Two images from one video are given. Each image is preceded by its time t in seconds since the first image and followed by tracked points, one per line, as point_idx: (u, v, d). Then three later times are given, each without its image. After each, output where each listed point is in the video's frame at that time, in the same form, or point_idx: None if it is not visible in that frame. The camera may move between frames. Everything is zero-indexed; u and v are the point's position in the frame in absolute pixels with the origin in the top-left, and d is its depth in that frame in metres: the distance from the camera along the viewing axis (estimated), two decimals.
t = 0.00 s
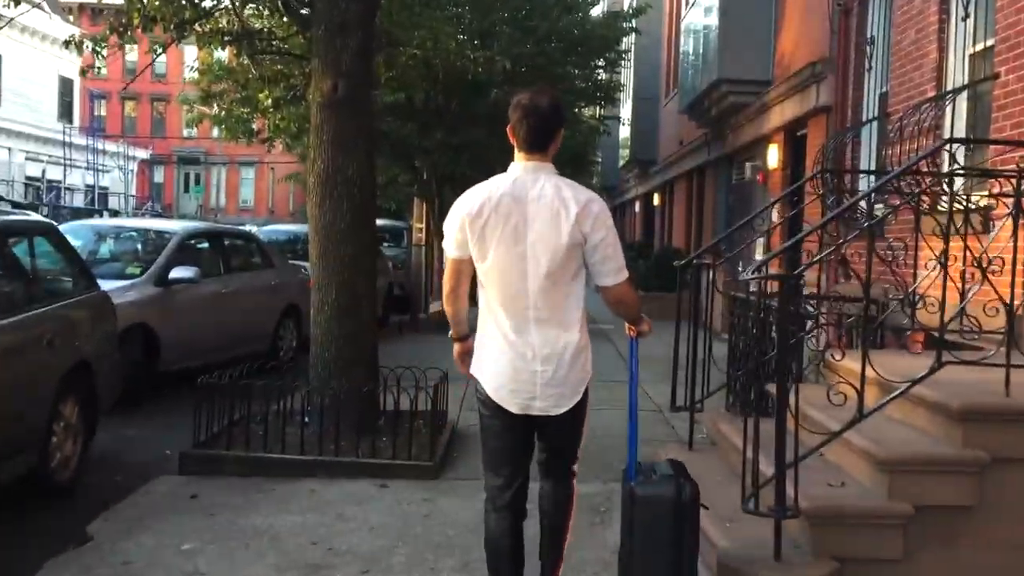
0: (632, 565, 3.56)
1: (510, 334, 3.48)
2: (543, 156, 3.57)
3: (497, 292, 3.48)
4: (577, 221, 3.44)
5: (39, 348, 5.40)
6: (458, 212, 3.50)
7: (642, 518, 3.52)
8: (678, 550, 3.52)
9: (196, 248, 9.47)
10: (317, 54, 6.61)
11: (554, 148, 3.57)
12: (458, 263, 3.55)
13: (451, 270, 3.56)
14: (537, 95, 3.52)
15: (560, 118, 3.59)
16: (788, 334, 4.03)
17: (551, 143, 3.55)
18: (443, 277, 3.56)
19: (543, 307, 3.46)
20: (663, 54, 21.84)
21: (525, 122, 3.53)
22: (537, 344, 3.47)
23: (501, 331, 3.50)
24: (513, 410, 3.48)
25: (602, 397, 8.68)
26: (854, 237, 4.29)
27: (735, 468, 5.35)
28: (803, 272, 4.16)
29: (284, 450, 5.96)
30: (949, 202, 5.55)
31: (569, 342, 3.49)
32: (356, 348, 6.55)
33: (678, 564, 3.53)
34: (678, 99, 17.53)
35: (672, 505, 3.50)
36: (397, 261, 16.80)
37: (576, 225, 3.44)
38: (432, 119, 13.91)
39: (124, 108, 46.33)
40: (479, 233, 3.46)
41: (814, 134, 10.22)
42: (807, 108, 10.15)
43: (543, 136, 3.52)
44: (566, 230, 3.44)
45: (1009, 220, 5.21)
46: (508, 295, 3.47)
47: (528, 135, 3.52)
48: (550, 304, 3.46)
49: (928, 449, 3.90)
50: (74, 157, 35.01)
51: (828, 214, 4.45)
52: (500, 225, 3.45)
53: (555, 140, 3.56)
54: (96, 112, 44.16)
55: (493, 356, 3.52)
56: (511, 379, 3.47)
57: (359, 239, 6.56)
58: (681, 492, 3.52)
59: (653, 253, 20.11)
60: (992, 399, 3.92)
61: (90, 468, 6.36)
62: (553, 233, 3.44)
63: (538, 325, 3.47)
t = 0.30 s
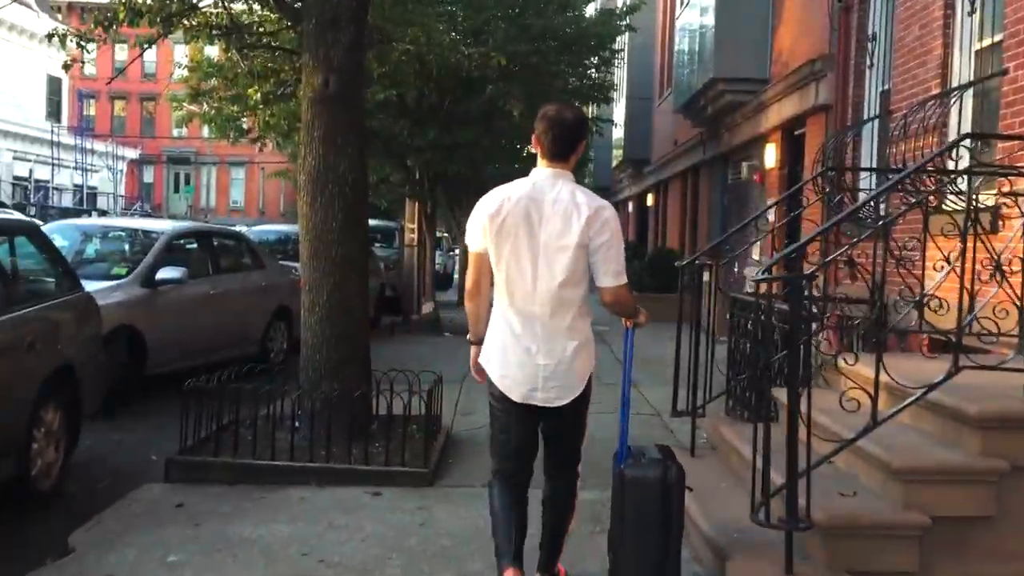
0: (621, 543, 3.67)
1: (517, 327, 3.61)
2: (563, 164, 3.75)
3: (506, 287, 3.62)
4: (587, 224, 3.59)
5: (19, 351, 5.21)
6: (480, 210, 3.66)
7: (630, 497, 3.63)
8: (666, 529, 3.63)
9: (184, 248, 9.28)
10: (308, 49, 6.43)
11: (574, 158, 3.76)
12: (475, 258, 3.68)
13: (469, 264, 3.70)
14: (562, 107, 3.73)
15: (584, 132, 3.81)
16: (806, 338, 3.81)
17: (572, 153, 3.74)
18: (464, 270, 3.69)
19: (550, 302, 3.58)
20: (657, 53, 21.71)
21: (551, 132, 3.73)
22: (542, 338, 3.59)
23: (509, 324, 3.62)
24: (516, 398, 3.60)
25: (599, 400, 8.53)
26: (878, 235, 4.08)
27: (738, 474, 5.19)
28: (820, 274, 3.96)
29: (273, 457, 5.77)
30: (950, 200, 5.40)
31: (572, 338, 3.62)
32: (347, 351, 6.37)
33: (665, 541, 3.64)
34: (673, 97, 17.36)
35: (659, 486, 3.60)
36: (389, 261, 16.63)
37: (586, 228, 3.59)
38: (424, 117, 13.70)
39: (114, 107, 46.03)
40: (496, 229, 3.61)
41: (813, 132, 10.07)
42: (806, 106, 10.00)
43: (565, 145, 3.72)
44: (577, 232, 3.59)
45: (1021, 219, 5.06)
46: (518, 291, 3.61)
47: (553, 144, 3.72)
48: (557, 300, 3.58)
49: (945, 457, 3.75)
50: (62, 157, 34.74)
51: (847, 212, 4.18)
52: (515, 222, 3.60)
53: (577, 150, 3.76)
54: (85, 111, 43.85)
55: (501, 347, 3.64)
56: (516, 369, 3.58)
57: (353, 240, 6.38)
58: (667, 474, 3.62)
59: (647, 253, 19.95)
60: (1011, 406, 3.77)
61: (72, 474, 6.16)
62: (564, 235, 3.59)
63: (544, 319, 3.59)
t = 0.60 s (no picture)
0: (614, 523, 3.97)
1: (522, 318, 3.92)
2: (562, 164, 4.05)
3: (511, 280, 3.89)
4: (586, 222, 3.85)
5: None
6: (486, 207, 3.91)
7: (622, 478, 3.94)
8: (655, 507, 3.94)
9: (166, 249, 9.10)
10: (292, 45, 6.26)
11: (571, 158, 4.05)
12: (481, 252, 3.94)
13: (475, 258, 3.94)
14: (561, 110, 4.01)
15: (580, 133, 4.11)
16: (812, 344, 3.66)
17: (569, 153, 4.03)
18: (469, 261, 3.88)
19: (552, 295, 3.88)
20: (645, 53, 21.62)
21: (549, 134, 4.02)
22: (545, 329, 3.89)
23: (514, 315, 3.93)
24: (521, 385, 3.90)
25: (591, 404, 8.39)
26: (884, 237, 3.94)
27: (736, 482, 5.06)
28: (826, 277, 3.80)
29: (256, 464, 5.60)
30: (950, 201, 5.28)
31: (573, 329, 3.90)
32: (332, 355, 6.20)
33: (654, 520, 3.95)
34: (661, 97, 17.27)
35: (650, 467, 3.92)
36: (375, 262, 16.45)
37: (585, 226, 3.85)
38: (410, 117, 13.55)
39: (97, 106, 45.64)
40: (502, 226, 3.87)
41: (805, 132, 9.98)
42: (797, 106, 9.90)
43: (564, 146, 4.01)
44: (577, 229, 3.85)
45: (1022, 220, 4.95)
46: (523, 285, 3.90)
47: (552, 144, 4.01)
48: (558, 293, 3.88)
49: (952, 466, 3.63)
50: (44, 156, 34.40)
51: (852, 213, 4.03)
52: (519, 220, 3.87)
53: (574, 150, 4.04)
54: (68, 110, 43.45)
55: (506, 336, 3.94)
56: (521, 358, 3.89)
57: (339, 241, 6.23)
58: (658, 456, 3.94)
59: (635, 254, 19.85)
60: (1019, 413, 3.66)
61: (49, 484, 5.97)
62: (565, 231, 3.86)
63: (546, 312, 3.89)
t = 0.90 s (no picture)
0: (597, 499, 4.33)
1: (504, 308, 4.13)
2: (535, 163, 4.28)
3: (492, 275, 4.12)
4: (561, 215, 4.11)
5: None
6: (466, 206, 4.14)
7: (603, 459, 4.25)
8: (635, 485, 4.26)
9: (145, 247, 8.92)
10: (272, 36, 6.11)
11: (543, 157, 4.28)
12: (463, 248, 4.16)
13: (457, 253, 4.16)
14: (530, 113, 4.24)
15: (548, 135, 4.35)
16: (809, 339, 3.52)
17: (541, 152, 4.26)
18: (452, 260, 4.12)
19: (531, 284, 4.10)
20: (631, 50, 21.54)
21: (521, 135, 4.26)
22: (526, 316, 4.12)
23: (497, 305, 4.15)
24: (506, 371, 4.11)
25: (571, 403, 8.30)
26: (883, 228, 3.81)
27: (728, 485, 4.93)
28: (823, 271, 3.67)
29: (235, 466, 5.43)
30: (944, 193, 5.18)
31: (552, 316, 4.14)
32: (313, 353, 6.04)
33: (634, 497, 4.29)
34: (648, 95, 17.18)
35: (629, 447, 4.23)
36: (359, 262, 16.27)
37: (560, 218, 4.11)
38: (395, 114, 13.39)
39: (79, 105, 45.26)
40: (481, 223, 4.10)
41: (793, 127, 9.90)
42: (785, 102, 9.80)
43: (535, 146, 4.24)
44: (552, 221, 4.10)
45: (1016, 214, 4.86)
46: (502, 276, 4.13)
47: (523, 144, 4.25)
48: (537, 283, 4.11)
49: (951, 466, 3.51)
50: (24, 154, 34.06)
51: (849, 205, 3.91)
52: (498, 216, 4.10)
53: (546, 149, 4.27)
54: (50, 109, 43.09)
55: (489, 326, 4.16)
56: (505, 345, 4.10)
57: (321, 237, 6.08)
58: (636, 436, 4.25)
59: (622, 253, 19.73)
60: (1019, 410, 3.56)
61: (20, 487, 5.79)
62: (541, 224, 4.11)
63: (527, 300, 4.11)
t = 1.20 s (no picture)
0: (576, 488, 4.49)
1: (487, 299, 4.27)
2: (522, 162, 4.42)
3: (476, 267, 4.28)
4: (543, 213, 4.26)
5: None
6: (453, 202, 4.30)
7: (581, 449, 4.41)
8: (612, 476, 4.41)
9: (127, 247, 8.71)
10: (252, 29, 5.91)
11: (531, 156, 4.42)
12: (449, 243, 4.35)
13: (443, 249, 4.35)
14: (519, 114, 4.40)
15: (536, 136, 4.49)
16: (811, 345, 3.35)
17: (528, 152, 4.40)
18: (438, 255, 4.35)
19: (513, 277, 4.25)
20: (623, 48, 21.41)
21: (508, 135, 4.41)
22: (508, 307, 4.25)
23: (480, 297, 4.29)
24: (488, 360, 4.23)
25: (560, 406, 8.14)
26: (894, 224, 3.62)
27: (724, 495, 4.76)
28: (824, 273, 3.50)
29: (212, 475, 5.24)
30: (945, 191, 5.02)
31: (533, 308, 4.28)
32: (296, 357, 5.85)
33: (613, 486, 4.45)
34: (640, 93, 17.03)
35: (605, 438, 4.39)
36: (347, 261, 16.08)
37: (542, 215, 4.25)
38: (384, 112, 13.19)
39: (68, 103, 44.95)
40: (466, 219, 4.27)
41: (787, 125, 9.75)
42: (780, 99, 9.65)
43: (521, 146, 4.39)
44: (534, 218, 4.25)
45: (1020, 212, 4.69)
46: (486, 269, 4.27)
47: (510, 143, 4.39)
48: (518, 276, 4.25)
49: (958, 477, 3.34)
50: (11, 152, 33.79)
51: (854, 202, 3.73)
52: (482, 212, 4.27)
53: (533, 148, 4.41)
54: (38, 107, 42.77)
55: (473, 317, 4.29)
56: (487, 334, 4.23)
57: (304, 237, 5.89)
58: (613, 428, 4.40)
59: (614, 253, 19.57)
60: None
61: None
62: (524, 220, 4.25)
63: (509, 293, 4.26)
